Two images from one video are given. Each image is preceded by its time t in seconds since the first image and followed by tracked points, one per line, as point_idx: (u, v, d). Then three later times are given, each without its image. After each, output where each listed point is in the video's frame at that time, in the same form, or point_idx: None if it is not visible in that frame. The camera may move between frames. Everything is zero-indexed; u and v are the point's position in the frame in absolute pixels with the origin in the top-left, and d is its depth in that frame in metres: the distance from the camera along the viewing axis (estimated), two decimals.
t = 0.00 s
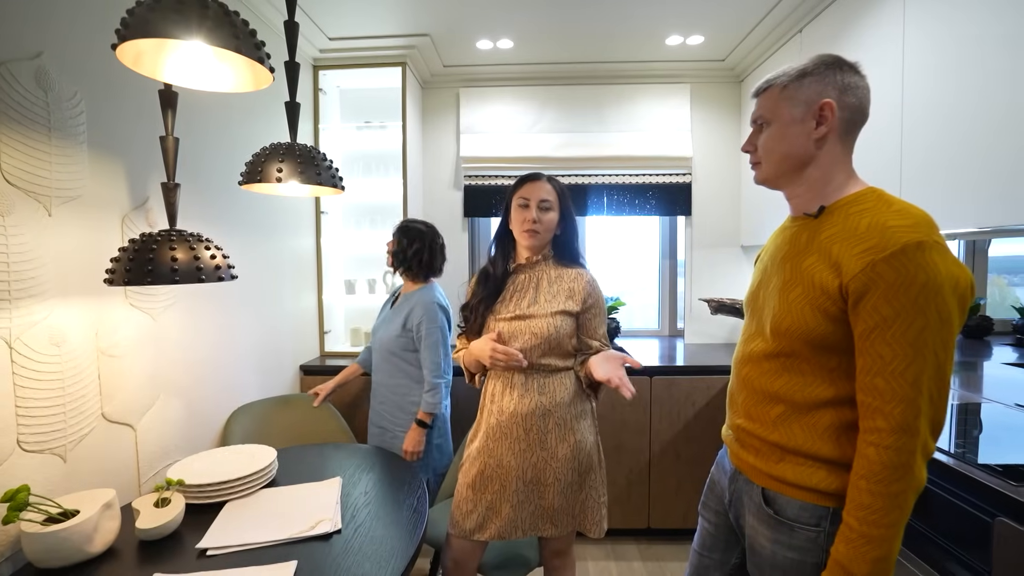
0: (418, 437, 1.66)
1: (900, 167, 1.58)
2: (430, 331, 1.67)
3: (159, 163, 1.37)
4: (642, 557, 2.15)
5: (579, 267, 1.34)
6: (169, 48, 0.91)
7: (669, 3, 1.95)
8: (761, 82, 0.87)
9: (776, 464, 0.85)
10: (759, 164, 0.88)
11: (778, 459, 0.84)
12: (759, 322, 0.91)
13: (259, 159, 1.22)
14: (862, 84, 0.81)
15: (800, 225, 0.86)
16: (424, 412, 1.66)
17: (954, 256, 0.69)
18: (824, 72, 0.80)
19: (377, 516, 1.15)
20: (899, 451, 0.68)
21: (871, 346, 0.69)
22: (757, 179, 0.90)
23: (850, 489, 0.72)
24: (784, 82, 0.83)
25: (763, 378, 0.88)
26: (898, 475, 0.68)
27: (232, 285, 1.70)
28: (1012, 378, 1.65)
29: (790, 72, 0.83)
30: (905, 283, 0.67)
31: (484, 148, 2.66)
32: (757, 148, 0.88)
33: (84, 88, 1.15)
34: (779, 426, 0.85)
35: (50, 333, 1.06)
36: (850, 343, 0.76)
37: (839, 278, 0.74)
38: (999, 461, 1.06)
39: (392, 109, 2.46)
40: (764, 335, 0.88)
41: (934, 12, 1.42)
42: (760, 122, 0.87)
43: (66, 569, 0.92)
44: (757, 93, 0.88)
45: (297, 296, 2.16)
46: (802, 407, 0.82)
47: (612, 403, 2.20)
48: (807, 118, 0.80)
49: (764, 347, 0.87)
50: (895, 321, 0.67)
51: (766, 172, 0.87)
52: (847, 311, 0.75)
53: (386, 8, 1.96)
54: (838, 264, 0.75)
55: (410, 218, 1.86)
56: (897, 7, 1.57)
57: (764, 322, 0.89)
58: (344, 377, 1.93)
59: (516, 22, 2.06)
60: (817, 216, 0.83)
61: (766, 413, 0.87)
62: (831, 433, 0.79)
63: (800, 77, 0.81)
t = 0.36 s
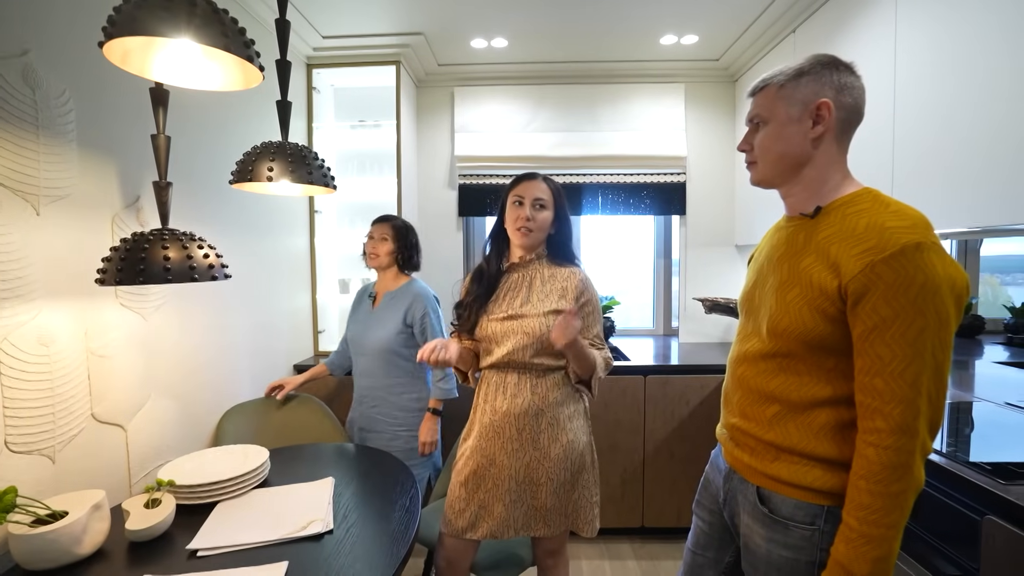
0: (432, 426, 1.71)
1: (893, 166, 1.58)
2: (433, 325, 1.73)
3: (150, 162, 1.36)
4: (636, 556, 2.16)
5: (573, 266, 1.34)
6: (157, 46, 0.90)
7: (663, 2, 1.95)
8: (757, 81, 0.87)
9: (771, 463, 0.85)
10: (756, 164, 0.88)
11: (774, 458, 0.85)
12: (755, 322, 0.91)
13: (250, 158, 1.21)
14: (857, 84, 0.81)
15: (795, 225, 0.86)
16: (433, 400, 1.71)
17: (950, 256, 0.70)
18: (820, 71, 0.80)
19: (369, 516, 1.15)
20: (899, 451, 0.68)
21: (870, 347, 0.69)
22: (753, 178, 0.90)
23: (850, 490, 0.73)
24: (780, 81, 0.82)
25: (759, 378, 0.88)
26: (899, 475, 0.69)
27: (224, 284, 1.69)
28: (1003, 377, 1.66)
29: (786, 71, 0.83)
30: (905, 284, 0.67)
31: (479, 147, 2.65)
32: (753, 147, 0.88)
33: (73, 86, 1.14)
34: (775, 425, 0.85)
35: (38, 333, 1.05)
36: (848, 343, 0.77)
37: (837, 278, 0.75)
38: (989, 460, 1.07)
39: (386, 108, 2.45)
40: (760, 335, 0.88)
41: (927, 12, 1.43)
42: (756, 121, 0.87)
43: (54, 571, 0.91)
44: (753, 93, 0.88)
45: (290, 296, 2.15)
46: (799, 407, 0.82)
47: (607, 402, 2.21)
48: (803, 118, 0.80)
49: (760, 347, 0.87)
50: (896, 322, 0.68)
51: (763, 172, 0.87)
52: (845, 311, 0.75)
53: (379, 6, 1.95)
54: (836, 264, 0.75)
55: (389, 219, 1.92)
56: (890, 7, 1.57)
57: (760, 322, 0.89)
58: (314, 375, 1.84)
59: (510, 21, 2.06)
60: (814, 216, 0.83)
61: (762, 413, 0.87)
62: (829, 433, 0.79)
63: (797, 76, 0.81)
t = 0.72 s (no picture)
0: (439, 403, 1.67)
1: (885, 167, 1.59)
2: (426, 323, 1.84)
3: (137, 160, 1.35)
4: (630, 556, 2.16)
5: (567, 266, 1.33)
6: (142, 44, 0.89)
7: (656, 2, 1.95)
8: (751, 81, 0.87)
9: (762, 464, 0.85)
10: (749, 163, 0.88)
11: (765, 458, 0.85)
12: (749, 323, 0.91)
13: (238, 157, 1.20)
14: (851, 84, 0.81)
15: (789, 225, 0.86)
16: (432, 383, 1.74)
17: (945, 259, 0.70)
18: (814, 71, 0.80)
19: (359, 517, 1.14)
20: (892, 453, 0.68)
21: (864, 348, 0.69)
22: (749, 179, 0.89)
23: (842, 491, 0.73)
24: (775, 80, 0.82)
25: (752, 379, 0.88)
26: (891, 476, 0.69)
27: (214, 284, 1.68)
28: (993, 377, 1.67)
29: (781, 70, 0.82)
30: (900, 286, 0.67)
31: (473, 146, 2.65)
32: (747, 147, 0.88)
33: (58, 83, 1.13)
34: (766, 425, 0.85)
35: (23, 334, 1.04)
36: (841, 344, 0.77)
37: (831, 280, 0.74)
38: (977, 459, 1.07)
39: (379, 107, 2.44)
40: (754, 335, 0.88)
41: (917, 14, 1.44)
42: (750, 120, 0.87)
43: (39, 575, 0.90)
44: (747, 92, 0.88)
45: (282, 295, 2.13)
46: (791, 407, 0.82)
47: (600, 402, 2.21)
48: (798, 118, 0.80)
49: (754, 348, 0.87)
50: (889, 324, 0.68)
51: (757, 172, 0.86)
52: (838, 312, 0.75)
53: (372, 5, 1.94)
54: (830, 265, 0.75)
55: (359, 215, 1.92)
56: (882, 8, 1.58)
57: (754, 323, 0.89)
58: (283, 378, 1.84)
59: (503, 20, 2.06)
60: (808, 217, 0.82)
61: (754, 413, 0.87)
62: (821, 434, 0.79)
63: (791, 76, 0.81)
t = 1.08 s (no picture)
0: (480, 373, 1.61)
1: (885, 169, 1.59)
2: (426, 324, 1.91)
3: (136, 162, 1.34)
4: (629, 557, 2.16)
5: (569, 267, 1.33)
6: (145, 46, 0.89)
7: (656, 4, 1.95)
8: (755, 83, 0.87)
9: (764, 468, 0.85)
10: (753, 165, 0.88)
11: (767, 463, 0.85)
12: (751, 326, 0.91)
13: (239, 160, 1.20)
14: (856, 88, 0.81)
15: (792, 229, 0.86)
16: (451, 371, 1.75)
17: (948, 264, 0.70)
18: (820, 74, 0.80)
19: (360, 520, 1.14)
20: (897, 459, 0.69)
21: (869, 354, 0.70)
22: (750, 182, 0.90)
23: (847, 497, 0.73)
24: (780, 83, 0.82)
25: (755, 382, 0.88)
26: (895, 482, 0.69)
27: (214, 286, 1.67)
28: (991, 377, 1.68)
29: (786, 73, 0.83)
30: (904, 291, 0.67)
31: (472, 147, 2.65)
32: (751, 149, 0.87)
33: (58, 84, 1.12)
34: (769, 429, 0.85)
35: (22, 338, 1.03)
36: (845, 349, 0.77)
37: (835, 285, 0.75)
38: (977, 460, 1.08)
39: (379, 108, 2.44)
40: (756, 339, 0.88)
41: (917, 17, 1.44)
42: (754, 122, 0.87)
43: None
44: (751, 94, 0.88)
45: (282, 297, 2.13)
46: (794, 411, 0.82)
47: (600, 403, 2.21)
48: (803, 121, 0.80)
49: (756, 352, 0.88)
50: (894, 329, 0.68)
51: (761, 174, 0.87)
52: (843, 317, 0.75)
53: (372, 6, 1.93)
54: (834, 271, 0.75)
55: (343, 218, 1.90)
56: (881, 11, 1.58)
57: (757, 327, 0.89)
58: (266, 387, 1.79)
59: (503, 21, 2.05)
60: (812, 221, 0.83)
61: (756, 417, 0.88)
62: (824, 439, 0.79)
63: (797, 79, 0.81)
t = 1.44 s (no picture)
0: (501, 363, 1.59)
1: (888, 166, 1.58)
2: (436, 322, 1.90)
3: (134, 159, 1.33)
4: (630, 557, 2.15)
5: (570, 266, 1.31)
6: (143, 40, 0.88)
7: (657, 1, 1.94)
8: (759, 77, 0.86)
9: (766, 469, 0.84)
10: (755, 160, 0.87)
11: (769, 464, 0.84)
12: (753, 325, 0.90)
13: (238, 156, 1.18)
14: (862, 81, 0.80)
15: (797, 226, 0.85)
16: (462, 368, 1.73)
17: (958, 263, 0.69)
18: (825, 68, 0.79)
19: (359, 521, 1.13)
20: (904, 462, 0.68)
21: (876, 354, 0.69)
22: (751, 177, 0.90)
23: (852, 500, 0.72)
24: (783, 77, 0.81)
25: (757, 382, 0.87)
26: (902, 486, 0.68)
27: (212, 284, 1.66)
28: (994, 376, 1.68)
29: (789, 67, 0.82)
30: (913, 291, 0.66)
31: (472, 146, 2.64)
32: (753, 144, 0.87)
33: (54, 80, 1.11)
34: (771, 429, 0.84)
35: (18, 336, 1.02)
36: (850, 348, 0.76)
37: (841, 283, 0.74)
38: (982, 459, 1.07)
39: (378, 107, 2.42)
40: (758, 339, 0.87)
41: (920, 14, 1.43)
42: (757, 117, 0.86)
43: None
44: (755, 88, 0.87)
45: (280, 296, 2.12)
46: (797, 411, 0.81)
47: (600, 402, 2.20)
48: (806, 116, 0.79)
49: (757, 351, 0.87)
50: (902, 329, 0.67)
51: (762, 169, 0.86)
52: (848, 317, 0.74)
53: (371, 4, 1.93)
54: (840, 269, 0.74)
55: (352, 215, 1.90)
56: (883, 8, 1.57)
57: (759, 326, 0.88)
58: (278, 385, 1.78)
59: (503, 19, 2.04)
60: (817, 217, 0.82)
61: (758, 417, 0.87)
62: (828, 441, 0.78)
63: (800, 73, 0.80)
